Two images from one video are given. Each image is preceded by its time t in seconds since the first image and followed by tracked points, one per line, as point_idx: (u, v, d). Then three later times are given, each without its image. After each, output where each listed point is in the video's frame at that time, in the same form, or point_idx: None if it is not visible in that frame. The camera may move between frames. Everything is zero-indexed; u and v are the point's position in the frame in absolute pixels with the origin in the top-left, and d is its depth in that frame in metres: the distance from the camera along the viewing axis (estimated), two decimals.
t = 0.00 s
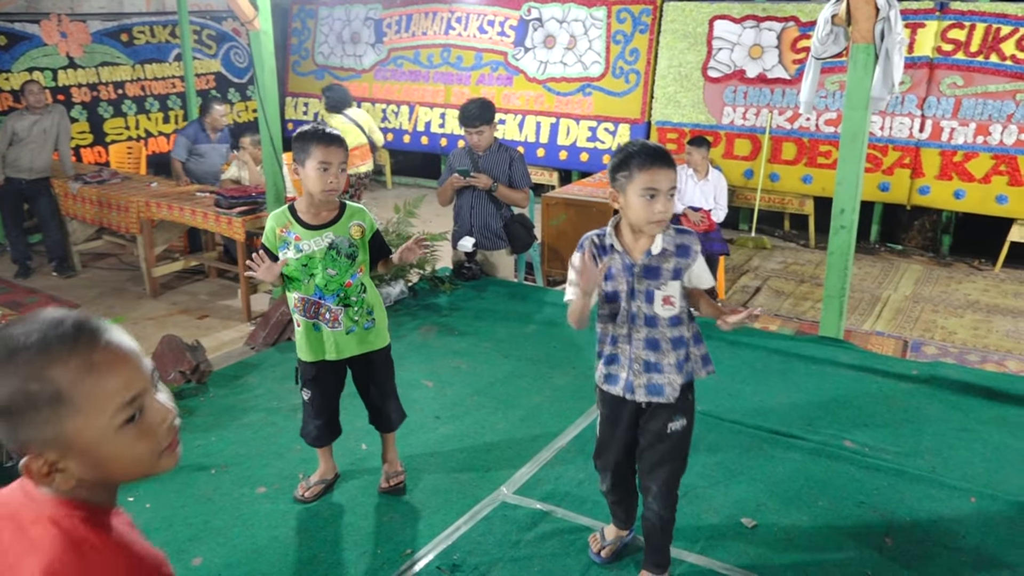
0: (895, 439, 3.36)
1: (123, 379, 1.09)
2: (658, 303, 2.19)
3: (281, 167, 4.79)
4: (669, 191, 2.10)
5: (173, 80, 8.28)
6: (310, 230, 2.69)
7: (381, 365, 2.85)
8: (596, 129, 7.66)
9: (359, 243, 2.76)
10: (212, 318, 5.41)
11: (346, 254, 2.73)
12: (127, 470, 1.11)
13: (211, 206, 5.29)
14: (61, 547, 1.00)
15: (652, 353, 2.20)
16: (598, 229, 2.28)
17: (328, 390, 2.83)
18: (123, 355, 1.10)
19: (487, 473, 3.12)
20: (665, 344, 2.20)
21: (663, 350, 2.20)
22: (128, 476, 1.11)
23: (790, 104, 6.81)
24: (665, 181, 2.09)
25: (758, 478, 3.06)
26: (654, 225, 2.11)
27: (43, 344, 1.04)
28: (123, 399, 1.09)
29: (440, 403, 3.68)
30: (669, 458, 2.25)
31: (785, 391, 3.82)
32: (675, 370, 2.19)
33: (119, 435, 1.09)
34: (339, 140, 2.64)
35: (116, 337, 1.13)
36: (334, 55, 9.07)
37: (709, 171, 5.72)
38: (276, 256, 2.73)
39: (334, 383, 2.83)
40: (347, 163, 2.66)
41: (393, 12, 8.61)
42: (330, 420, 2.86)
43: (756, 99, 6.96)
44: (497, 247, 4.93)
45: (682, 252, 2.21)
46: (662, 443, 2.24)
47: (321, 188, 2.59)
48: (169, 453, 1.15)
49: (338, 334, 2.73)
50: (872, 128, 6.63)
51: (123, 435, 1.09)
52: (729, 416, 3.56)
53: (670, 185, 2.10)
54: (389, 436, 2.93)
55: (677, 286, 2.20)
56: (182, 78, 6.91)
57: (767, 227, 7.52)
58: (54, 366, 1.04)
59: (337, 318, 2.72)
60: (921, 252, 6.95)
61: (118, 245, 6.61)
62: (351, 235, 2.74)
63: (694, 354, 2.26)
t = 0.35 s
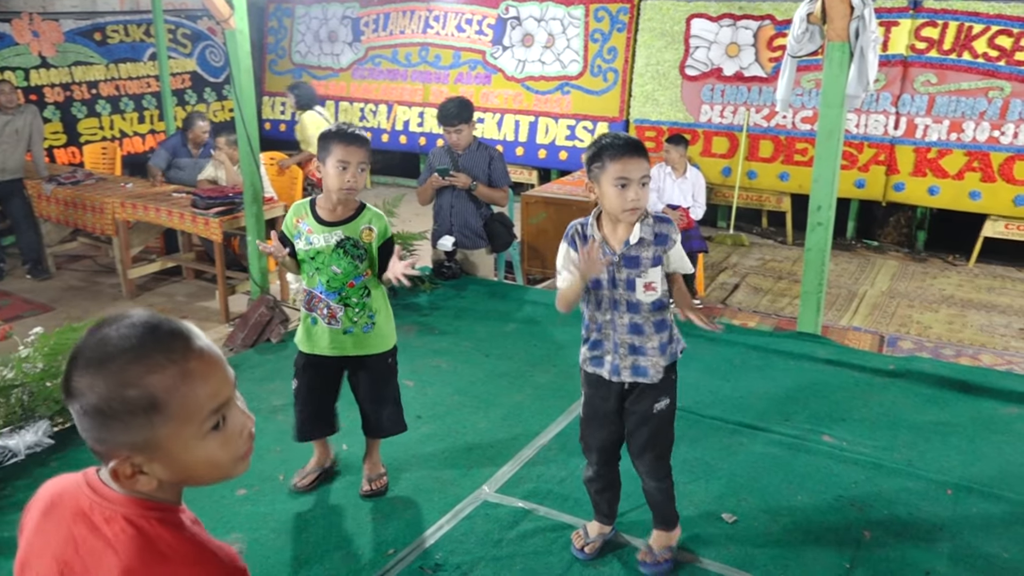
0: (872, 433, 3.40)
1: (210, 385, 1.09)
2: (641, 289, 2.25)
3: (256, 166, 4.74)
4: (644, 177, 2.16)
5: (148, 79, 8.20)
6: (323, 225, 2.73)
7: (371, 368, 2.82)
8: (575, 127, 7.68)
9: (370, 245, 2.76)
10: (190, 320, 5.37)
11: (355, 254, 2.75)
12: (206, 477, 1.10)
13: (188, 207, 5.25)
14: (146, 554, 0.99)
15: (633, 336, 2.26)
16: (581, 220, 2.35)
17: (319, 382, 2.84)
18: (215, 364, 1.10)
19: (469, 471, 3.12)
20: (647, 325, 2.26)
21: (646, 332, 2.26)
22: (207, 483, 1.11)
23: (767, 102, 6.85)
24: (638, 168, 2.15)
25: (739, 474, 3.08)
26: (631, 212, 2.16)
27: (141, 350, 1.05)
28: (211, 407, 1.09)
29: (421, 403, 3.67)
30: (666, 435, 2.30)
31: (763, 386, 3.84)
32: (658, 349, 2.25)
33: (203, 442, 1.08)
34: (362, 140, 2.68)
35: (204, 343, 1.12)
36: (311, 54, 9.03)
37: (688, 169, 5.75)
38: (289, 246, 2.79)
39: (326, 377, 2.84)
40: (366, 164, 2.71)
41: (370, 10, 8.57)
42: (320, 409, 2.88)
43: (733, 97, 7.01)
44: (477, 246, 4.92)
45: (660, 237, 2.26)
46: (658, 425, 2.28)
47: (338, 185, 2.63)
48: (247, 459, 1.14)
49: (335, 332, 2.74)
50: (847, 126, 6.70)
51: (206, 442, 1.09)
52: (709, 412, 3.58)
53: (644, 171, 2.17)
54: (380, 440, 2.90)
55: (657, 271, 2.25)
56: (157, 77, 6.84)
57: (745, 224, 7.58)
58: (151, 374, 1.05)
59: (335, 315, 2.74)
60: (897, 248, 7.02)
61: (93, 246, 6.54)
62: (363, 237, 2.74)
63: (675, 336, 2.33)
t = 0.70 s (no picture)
0: (842, 426, 3.44)
1: (129, 376, 1.04)
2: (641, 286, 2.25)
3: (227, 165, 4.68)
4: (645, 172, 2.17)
5: (114, 78, 8.07)
6: (298, 213, 2.78)
7: (339, 362, 2.82)
8: (547, 125, 7.69)
9: (339, 236, 2.77)
10: (161, 322, 5.30)
11: (325, 244, 2.77)
12: (128, 473, 1.06)
13: (156, 207, 5.18)
14: (64, 562, 0.95)
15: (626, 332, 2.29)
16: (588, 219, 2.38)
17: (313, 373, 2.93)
18: (131, 354, 1.05)
19: (445, 470, 3.11)
20: (643, 323, 2.29)
21: (641, 330, 2.28)
22: (129, 479, 1.06)
23: (737, 99, 6.90)
24: (638, 164, 2.16)
25: (711, 468, 3.10)
26: (632, 209, 2.17)
27: (49, 342, 0.99)
28: (129, 399, 1.04)
29: (396, 402, 3.65)
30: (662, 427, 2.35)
31: (736, 381, 3.87)
32: (653, 348, 2.27)
33: (123, 437, 1.04)
34: (339, 131, 2.74)
35: (121, 331, 1.08)
36: (281, 52, 8.94)
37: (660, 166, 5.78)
38: (269, 233, 2.85)
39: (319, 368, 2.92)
40: (344, 155, 2.77)
41: (341, 8, 8.51)
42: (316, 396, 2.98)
43: (704, 94, 7.05)
44: (450, 243, 4.92)
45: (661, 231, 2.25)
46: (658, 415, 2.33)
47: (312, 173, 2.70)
48: (173, 453, 1.10)
49: (306, 319, 2.80)
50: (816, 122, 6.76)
51: (126, 437, 1.04)
52: (683, 407, 3.60)
53: (645, 167, 2.17)
54: (349, 434, 2.90)
55: (660, 267, 2.24)
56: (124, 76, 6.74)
57: (717, 220, 7.64)
58: (62, 367, 0.99)
59: (305, 302, 2.79)
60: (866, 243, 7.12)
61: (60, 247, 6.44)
62: (332, 227, 2.76)
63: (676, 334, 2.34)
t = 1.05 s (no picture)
0: (815, 418, 3.47)
1: (71, 384, 1.03)
2: (566, 285, 2.26)
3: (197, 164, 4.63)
4: (569, 172, 2.19)
5: (80, 78, 7.95)
6: (267, 207, 2.77)
7: (316, 346, 2.80)
8: (519, 122, 7.69)
9: (309, 225, 2.74)
10: (130, 324, 5.23)
11: (296, 235, 2.75)
12: (73, 483, 1.04)
13: (124, 207, 5.11)
14: None
15: (557, 332, 2.31)
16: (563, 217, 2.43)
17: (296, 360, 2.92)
18: (77, 361, 1.04)
19: (420, 468, 3.10)
20: (570, 325, 2.27)
21: (566, 331, 2.28)
22: (75, 490, 1.05)
23: (708, 96, 6.95)
24: (561, 163, 2.20)
25: (686, 463, 3.12)
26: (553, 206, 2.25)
27: None
28: (72, 407, 1.03)
29: (370, 402, 3.63)
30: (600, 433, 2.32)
31: (709, 375, 3.90)
32: (576, 353, 2.25)
33: (62, 446, 1.02)
34: (296, 124, 2.68)
35: (71, 340, 1.07)
36: (250, 50, 8.85)
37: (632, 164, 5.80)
38: (244, 227, 2.84)
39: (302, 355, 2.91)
40: (303, 147, 2.71)
41: (310, 6, 8.43)
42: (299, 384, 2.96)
43: (675, 92, 7.09)
44: (423, 242, 4.90)
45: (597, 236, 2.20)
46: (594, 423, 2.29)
47: (273, 171, 2.67)
48: (123, 465, 1.08)
49: (287, 306, 2.79)
50: (785, 119, 6.83)
51: (67, 446, 1.03)
52: (657, 403, 3.61)
53: (571, 167, 2.19)
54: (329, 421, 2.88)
55: (581, 268, 2.22)
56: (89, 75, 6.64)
57: (689, 217, 7.69)
58: None
59: (285, 291, 2.79)
60: (835, 237, 7.21)
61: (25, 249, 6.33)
62: (301, 217, 2.74)
63: (614, 347, 2.25)
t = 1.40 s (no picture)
0: (789, 413, 3.51)
1: (74, 398, 1.02)
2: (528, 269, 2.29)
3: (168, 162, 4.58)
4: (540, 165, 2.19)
5: (47, 75, 7.83)
6: (247, 207, 2.74)
7: (295, 349, 2.80)
8: (494, 119, 7.68)
9: (291, 226, 2.73)
10: (101, 324, 5.17)
11: (278, 236, 2.73)
12: (70, 500, 1.03)
13: (94, 206, 5.04)
14: None
15: (527, 320, 2.35)
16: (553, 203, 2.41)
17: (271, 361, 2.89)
18: (81, 375, 1.03)
19: (398, 467, 3.09)
20: (536, 314, 2.30)
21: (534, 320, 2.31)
22: (74, 506, 1.04)
23: (682, 93, 7.00)
24: (536, 154, 2.19)
25: (664, 458, 3.14)
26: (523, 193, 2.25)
27: None
28: (74, 422, 1.01)
29: (347, 401, 3.61)
30: (572, 431, 2.30)
31: (686, 370, 3.93)
32: (539, 340, 2.29)
33: (60, 463, 1.01)
34: (276, 121, 2.67)
35: (79, 354, 1.06)
36: (221, 47, 8.76)
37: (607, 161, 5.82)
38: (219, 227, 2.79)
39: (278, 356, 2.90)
40: (283, 144, 2.69)
41: (281, 2, 8.36)
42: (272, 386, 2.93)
43: (649, 89, 7.12)
44: (399, 240, 4.88)
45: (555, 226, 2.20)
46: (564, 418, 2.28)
47: (253, 169, 2.65)
48: (123, 483, 1.06)
49: (264, 309, 2.77)
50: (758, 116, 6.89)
51: (66, 463, 1.01)
52: (634, 398, 3.63)
53: (543, 160, 2.19)
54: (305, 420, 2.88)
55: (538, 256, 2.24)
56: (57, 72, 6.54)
57: (664, 213, 7.73)
58: None
59: (263, 293, 2.76)
60: (808, 233, 7.28)
61: None
62: (283, 218, 2.72)
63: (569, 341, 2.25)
